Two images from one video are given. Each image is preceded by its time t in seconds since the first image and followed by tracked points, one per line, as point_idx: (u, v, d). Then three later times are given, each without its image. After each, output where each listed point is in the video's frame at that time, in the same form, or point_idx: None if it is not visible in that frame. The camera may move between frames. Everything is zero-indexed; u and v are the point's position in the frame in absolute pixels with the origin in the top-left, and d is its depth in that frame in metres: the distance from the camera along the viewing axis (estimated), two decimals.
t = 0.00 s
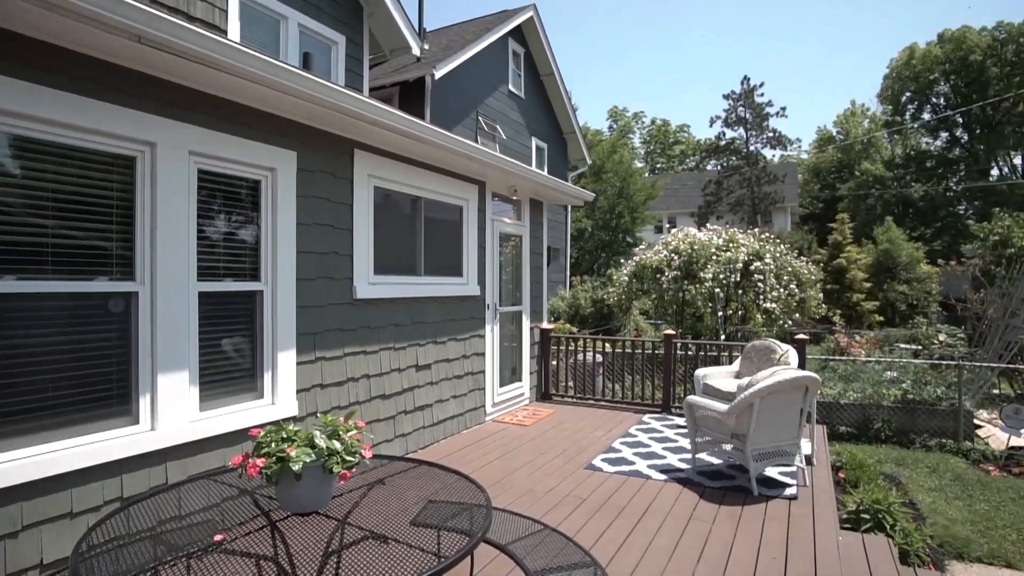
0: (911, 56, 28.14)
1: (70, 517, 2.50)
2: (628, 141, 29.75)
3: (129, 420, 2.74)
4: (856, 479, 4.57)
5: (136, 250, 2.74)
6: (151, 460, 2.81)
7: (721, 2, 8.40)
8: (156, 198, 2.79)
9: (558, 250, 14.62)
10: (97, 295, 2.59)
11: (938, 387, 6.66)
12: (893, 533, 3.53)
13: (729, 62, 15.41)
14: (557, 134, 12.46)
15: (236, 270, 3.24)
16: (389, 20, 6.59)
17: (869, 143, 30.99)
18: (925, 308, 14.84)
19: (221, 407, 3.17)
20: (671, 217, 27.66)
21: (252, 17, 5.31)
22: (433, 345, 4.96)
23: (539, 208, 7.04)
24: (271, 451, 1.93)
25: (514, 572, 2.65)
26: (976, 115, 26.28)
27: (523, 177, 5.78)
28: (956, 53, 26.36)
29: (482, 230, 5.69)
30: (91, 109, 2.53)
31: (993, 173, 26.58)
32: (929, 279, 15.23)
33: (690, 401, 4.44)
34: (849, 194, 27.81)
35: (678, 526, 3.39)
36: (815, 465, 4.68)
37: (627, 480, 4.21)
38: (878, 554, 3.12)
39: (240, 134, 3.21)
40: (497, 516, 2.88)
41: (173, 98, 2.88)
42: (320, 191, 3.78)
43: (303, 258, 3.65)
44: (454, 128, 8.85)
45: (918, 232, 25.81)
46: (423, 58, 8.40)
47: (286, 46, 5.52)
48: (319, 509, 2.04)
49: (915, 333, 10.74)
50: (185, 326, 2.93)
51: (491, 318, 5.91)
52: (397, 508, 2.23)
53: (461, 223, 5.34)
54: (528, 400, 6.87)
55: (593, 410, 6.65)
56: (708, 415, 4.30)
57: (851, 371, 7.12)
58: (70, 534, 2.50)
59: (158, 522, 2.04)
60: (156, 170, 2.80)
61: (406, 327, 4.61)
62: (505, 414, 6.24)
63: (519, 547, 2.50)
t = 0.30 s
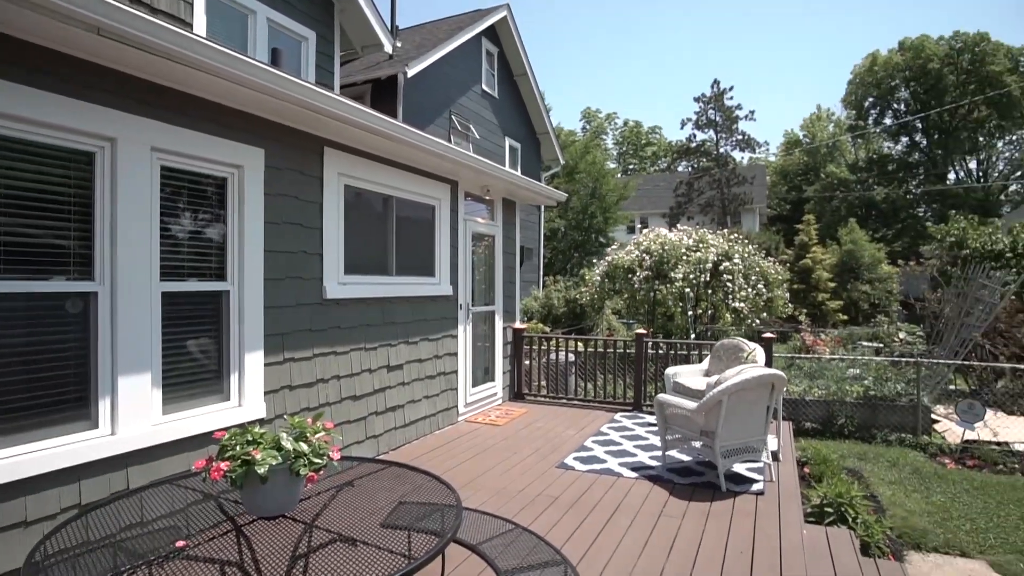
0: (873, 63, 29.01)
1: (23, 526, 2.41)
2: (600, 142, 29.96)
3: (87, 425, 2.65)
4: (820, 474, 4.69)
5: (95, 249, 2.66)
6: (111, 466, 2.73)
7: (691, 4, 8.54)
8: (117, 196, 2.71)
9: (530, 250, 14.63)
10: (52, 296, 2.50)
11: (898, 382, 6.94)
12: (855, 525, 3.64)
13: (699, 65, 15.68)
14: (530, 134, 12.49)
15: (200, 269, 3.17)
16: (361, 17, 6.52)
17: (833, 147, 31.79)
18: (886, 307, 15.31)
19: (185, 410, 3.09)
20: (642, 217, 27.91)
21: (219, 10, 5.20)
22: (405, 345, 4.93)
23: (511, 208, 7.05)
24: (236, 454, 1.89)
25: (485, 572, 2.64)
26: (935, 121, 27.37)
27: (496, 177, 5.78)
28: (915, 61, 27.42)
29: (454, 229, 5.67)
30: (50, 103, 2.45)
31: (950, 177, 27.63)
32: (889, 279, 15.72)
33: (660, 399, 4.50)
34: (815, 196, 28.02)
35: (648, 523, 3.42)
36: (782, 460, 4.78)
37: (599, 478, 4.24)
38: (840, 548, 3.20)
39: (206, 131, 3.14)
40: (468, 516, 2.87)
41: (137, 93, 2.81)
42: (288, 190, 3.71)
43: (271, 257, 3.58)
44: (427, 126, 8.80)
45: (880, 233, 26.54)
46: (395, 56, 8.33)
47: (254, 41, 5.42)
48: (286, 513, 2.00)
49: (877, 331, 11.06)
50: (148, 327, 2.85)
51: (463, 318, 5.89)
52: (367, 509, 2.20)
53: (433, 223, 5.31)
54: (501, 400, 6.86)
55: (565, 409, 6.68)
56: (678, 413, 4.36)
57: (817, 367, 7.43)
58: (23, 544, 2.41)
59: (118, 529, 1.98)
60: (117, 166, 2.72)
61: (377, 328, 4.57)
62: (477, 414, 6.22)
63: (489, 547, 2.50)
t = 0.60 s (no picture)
0: (841, 68, 29.70)
1: None
2: (576, 142, 30.10)
3: (46, 429, 2.57)
4: (789, 469, 4.78)
5: (55, 248, 2.58)
6: (72, 471, 2.65)
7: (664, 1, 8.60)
8: (78, 193, 2.63)
9: (506, 249, 14.62)
10: (10, 296, 2.42)
11: (864, 380, 7.10)
12: (823, 519, 3.72)
13: (673, 68, 15.87)
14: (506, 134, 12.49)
15: (167, 269, 3.09)
16: (334, 13, 6.44)
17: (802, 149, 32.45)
18: (853, 306, 15.68)
19: (151, 413, 3.02)
20: (617, 218, 28.12)
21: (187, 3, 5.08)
22: (379, 346, 4.89)
23: (486, 207, 7.04)
24: (201, 458, 1.85)
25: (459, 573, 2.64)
26: (900, 125, 28.06)
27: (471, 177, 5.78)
28: (881, 67, 28.12)
29: (428, 229, 5.64)
30: (10, 98, 2.38)
31: (913, 180, 28.42)
32: (856, 279, 16.11)
33: (634, 398, 4.53)
34: (785, 198, 28.88)
35: (622, 521, 3.45)
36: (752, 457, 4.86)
37: (574, 477, 4.26)
38: (807, 541, 3.28)
39: (173, 127, 3.07)
40: (441, 517, 2.85)
41: (102, 89, 2.75)
42: (258, 188, 3.65)
43: (241, 256, 3.52)
44: (401, 125, 8.74)
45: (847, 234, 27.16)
46: (369, 53, 8.25)
47: (223, 35, 5.31)
48: (254, 517, 1.97)
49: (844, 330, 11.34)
50: (112, 328, 2.78)
51: (438, 318, 5.87)
52: (338, 512, 2.17)
53: (408, 222, 5.28)
54: (476, 400, 6.85)
55: (540, 408, 6.70)
56: (652, 411, 4.40)
57: (785, 366, 7.49)
58: None
59: (80, 537, 1.92)
60: (78, 162, 2.64)
61: (350, 328, 4.52)
62: (453, 415, 6.20)
63: (463, 548, 2.49)
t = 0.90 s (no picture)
0: (812, 72, 30.31)
1: None
2: (553, 142, 30.20)
3: (5, 435, 2.49)
4: (760, 466, 4.86)
5: (14, 247, 2.50)
6: (32, 478, 2.57)
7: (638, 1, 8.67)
8: (38, 189, 2.55)
9: (483, 249, 14.60)
10: None
11: (833, 378, 7.25)
12: (792, 514, 3.79)
13: (649, 70, 16.01)
14: (482, 133, 12.47)
15: (134, 268, 3.02)
16: (308, 9, 6.36)
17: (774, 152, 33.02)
18: (822, 306, 16.00)
19: (116, 417, 2.94)
20: (593, 218, 28.27)
21: None
22: (353, 347, 4.84)
23: (462, 207, 7.02)
24: (167, 462, 1.82)
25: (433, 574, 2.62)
26: (867, 129, 28.71)
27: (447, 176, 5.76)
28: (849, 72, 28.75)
29: (403, 229, 5.60)
30: None
31: (880, 183, 29.14)
32: (825, 279, 16.46)
33: (608, 397, 4.56)
34: (757, 199, 29.36)
35: (597, 519, 3.47)
36: (724, 454, 4.93)
37: (549, 477, 4.27)
38: (778, 536, 3.34)
39: (140, 123, 3.00)
40: (415, 518, 2.84)
41: (67, 84, 2.68)
42: (228, 185, 3.58)
43: (210, 256, 3.45)
44: (377, 123, 8.67)
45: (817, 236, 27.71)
46: (344, 51, 8.16)
47: (193, 29, 5.19)
48: (222, 521, 1.93)
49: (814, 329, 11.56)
50: (74, 329, 2.70)
51: (414, 319, 5.83)
52: (309, 514, 2.14)
53: (383, 222, 5.24)
54: (452, 400, 6.83)
55: (516, 408, 6.71)
56: (626, 410, 4.44)
57: (757, 365, 7.61)
58: None
59: (40, 545, 1.86)
60: (38, 159, 2.56)
61: (323, 328, 4.46)
62: (429, 415, 6.17)
63: (437, 549, 2.47)
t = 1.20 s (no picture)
0: (783, 77, 30.91)
1: None
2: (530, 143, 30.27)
3: None
4: (732, 464, 4.93)
5: None
6: None
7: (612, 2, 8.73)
8: None
9: (459, 250, 14.55)
10: None
11: (803, 376, 7.40)
12: (763, 510, 3.86)
13: (625, 73, 16.15)
14: (459, 133, 12.43)
15: (99, 268, 2.94)
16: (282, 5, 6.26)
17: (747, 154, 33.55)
18: (793, 306, 16.30)
19: (78, 421, 2.85)
20: (570, 219, 28.38)
21: None
22: (327, 348, 4.78)
23: (438, 207, 6.99)
24: (130, 468, 1.78)
25: None
26: (836, 133, 29.34)
27: (424, 177, 5.74)
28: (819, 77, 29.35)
29: (378, 228, 5.55)
30: None
31: (848, 185, 29.83)
32: (796, 279, 16.78)
33: (583, 397, 4.57)
34: (731, 201, 29.80)
35: (572, 519, 3.49)
36: (697, 452, 4.99)
37: (524, 477, 4.27)
38: (749, 532, 3.39)
39: (106, 120, 2.93)
40: (389, 521, 2.81)
41: (28, 77, 2.60)
42: (197, 184, 3.51)
43: (178, 256, 3.37)
44: (352, 122, 8.58)
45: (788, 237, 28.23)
46: (318, 48, 8.06)
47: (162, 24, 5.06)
48: (187, 528, 1.89)
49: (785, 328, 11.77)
50: (34, 331, 2.62)
51: (388, 319, 5.79)
52: (280, 518, 2.11)
53: (357, 221, 5.19)
54: (428, 401, 6.79)
55: (492, 408, 6.71)
56: (600, 410, 4.46)
57: (730, 364, 7.73)
58: None
59: None
60: None
61: (296, 329, 4.40)
62: (404, 416, 6.13)
63: (410, 551, 2.46)
